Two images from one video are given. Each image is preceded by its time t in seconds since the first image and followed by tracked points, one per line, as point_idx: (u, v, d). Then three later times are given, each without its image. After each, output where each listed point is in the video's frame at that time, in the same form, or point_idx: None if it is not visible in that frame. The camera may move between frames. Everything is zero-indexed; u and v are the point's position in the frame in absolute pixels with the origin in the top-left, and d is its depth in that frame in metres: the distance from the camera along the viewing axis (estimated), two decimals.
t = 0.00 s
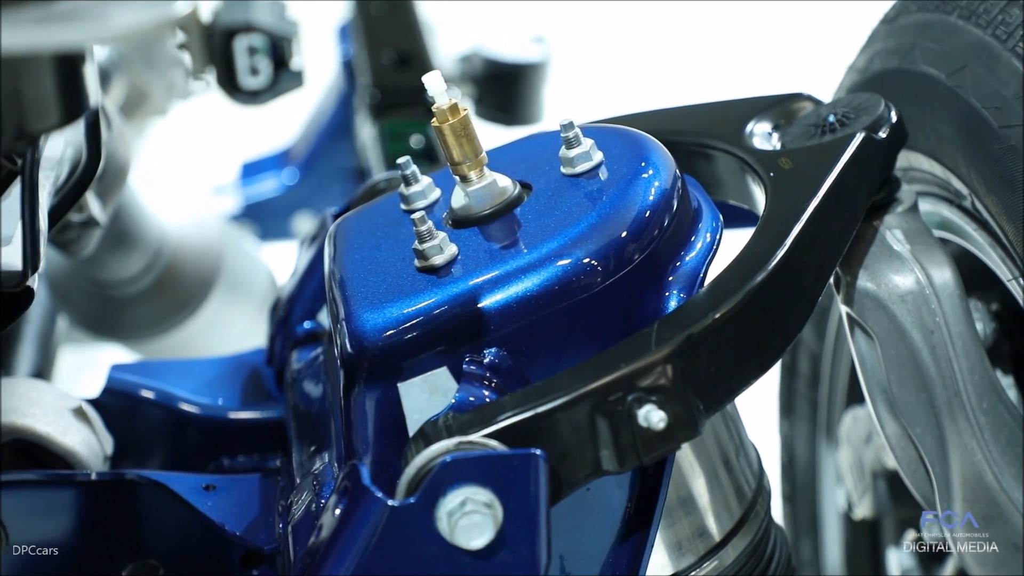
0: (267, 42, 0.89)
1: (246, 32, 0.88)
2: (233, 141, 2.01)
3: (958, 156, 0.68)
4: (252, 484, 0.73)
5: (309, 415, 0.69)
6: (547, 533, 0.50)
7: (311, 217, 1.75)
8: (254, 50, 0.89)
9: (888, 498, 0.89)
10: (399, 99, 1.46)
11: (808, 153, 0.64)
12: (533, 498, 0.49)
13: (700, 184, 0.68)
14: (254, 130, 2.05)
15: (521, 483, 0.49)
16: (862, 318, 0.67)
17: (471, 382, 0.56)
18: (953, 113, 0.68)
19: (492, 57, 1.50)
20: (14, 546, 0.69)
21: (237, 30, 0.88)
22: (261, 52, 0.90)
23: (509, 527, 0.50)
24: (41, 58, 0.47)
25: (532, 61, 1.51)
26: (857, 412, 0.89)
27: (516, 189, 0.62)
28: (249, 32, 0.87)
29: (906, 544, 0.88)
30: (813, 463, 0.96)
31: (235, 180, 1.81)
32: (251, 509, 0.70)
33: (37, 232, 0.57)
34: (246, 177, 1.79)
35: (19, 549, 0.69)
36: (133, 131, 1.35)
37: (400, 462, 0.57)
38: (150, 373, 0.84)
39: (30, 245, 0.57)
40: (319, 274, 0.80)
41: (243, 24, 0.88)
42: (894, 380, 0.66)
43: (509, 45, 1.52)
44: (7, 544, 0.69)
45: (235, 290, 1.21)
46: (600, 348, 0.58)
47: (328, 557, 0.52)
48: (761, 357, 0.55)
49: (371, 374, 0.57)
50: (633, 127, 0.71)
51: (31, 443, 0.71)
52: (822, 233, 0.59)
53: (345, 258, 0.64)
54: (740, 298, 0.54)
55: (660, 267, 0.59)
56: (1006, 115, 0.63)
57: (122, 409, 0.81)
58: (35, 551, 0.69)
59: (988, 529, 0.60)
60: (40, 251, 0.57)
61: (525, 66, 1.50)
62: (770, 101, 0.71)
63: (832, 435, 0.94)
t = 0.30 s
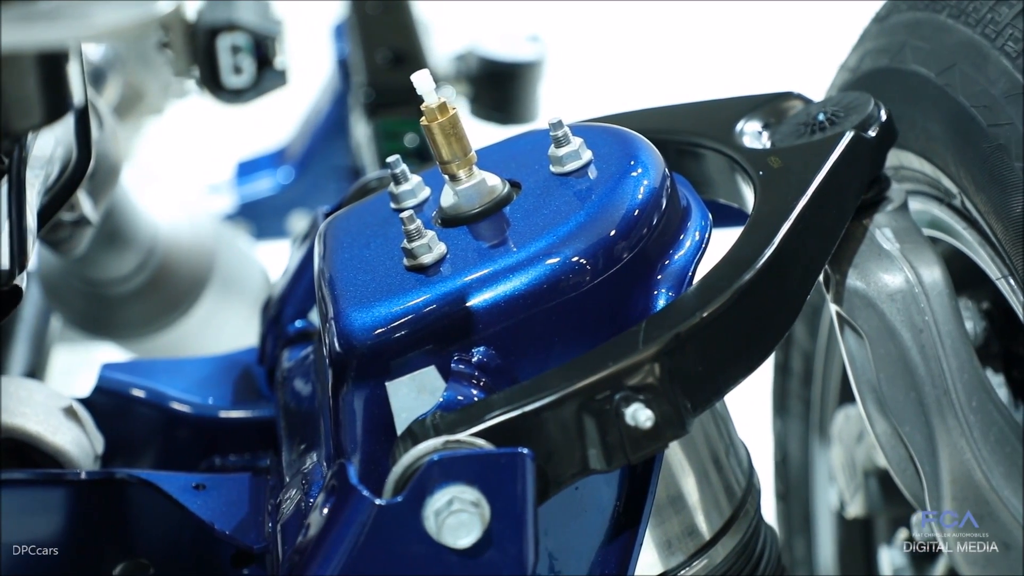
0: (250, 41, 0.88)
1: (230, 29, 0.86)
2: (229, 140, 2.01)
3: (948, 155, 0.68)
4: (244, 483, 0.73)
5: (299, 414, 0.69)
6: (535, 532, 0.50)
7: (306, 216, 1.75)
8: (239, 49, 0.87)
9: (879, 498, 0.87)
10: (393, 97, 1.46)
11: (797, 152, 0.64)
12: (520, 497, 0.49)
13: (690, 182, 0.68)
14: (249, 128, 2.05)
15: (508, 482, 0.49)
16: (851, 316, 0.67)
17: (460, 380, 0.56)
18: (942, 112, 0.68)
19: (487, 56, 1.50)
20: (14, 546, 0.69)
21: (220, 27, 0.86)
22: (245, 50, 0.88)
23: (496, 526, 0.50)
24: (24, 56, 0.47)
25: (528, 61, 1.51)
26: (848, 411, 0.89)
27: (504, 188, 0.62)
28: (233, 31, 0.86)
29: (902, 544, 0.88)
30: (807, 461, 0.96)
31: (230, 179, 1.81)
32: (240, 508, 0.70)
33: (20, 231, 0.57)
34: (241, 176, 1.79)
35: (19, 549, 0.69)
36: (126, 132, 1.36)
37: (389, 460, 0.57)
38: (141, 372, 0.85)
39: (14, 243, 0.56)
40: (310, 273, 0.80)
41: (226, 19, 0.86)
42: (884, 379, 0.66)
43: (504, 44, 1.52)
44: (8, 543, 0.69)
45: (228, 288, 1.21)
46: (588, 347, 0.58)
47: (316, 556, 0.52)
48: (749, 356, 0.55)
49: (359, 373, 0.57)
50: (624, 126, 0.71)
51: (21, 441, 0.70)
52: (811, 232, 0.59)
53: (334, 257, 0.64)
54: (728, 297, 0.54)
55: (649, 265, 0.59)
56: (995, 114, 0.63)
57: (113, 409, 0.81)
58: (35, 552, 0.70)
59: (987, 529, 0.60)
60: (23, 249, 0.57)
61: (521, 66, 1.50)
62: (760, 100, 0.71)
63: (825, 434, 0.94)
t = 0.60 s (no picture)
0: (244, 41, 0.88)
1: (223, 30, 0.86)
2: (227, 141, 2.01)
3: (944, 156, 0.68)
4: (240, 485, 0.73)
5: (295, 414, 0.69)
6: (530, 533, 0.50)
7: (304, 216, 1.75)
8: (233, 50, 0.87)
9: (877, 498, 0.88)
10: (391, 97, 1.46)
11: (794, 153, 0.64)
12: (516, 498, 0.49)
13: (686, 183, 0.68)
14: (247, 129, 2.05)
15: (503, 483, 0.49)
16: (848, 316, 0.67)
17: (456, 381, 0.55)
18: (938, 112, 0.68)
19: (486, 56, 1.50)
20: (14, 546, 0.70)
21: (213, 28, 0.86)
22: (239, 51, 0.88)
23: (492, 527, 0.50)
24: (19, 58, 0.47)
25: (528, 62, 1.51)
26: (846, 411, 0.89)
27: (501, 189, 0.62)
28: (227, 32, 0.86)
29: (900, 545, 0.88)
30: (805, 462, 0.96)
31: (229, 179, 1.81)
32: (236, 510, 0.70)
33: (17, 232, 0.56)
34: (239, 176, 1.78)
35: (19, 549, 0.70)
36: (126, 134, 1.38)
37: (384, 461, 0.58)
38: (138, 373, 0.85)
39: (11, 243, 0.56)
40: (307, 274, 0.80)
41: (219, 20, 0.86)
42: (880, 379, 0.66)
43: (503, 44, 1.52)
44: (8, 543, 0.70)
45: (225, 288, 1.21)
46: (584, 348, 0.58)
47: (312, 557, 0.52)
48: (745, 357, 0.55)
49: (355, 374, 0.57)
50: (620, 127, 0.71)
51: (18, 442, 0.71)
52: (807, 232, 0.59)
53: (330, 257, 0.64)
54: (723, 297, 0.54)
55: (645, 266, 0.59)
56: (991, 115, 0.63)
57: (111, 411, 0.81)
58: (35, 552, 0.70)
59: (987, 529, 0.60)
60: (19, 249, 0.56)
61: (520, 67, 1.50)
62: (757, 101, 0.71)
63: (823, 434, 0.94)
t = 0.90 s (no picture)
0: (224, 42, 0.89)
1: (204, 29, 0.87)
2: (220, 141, 2.01)
3: (931, 155, 0.68)
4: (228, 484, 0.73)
5: (282, 413, 0.69)
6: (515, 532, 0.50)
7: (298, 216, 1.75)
8: (213, 48, 0.88)
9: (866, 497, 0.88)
10: (385, 97, 1.46)
11: (781, 153, 0.64)
12: (500, 498, 0.49)
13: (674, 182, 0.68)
14: (241, 127, 2.05)
15: (488, 483, 0.49)
16: (835, 316, 0.67)
17: (442, 380, 0.55)
18: (926, 112, 0.68)
19: (480, 55, 1.50)
20: (14, 546, 0.70)
21: (194, 27, 0.86)
22: (219, 50, 0.89)
23: (476, 526, 0.50)
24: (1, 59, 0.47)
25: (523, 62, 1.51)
26: (835, 410, 0.89)
27: (487, 188, 0.62)
28: (208, 31, 0.86)
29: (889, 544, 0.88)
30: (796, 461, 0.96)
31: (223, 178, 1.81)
32: (223, 509, 0.69)
33: None
34: (234, 176, 1.78)
35: (19, 549, 0.70)
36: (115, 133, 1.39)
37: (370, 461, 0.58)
38: (127, 372, 0.85)
39: None
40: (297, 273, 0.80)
41: (199, 19, 0.86)
42: (868, 379, 0.66)
43: (497, 44, 1.53)
44: (8, 543, 0.70)
45: (217, 288, 1.21)
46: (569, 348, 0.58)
47: (296, 556, 0.52)
48: (730, 356, 0.55)
49: (341, 374, 0.57)
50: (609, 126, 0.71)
51: (6, 441, 0.71)
52: (792, 232, 0.59)
53: (317, 257, 0.64)
54: (709, 297, 0.54)
55: (631, 265, 0.59)
56: (978, 114, 0.63)
57: (98, 409, 0.82)
58: (35, 552, 0.70)
59: (986, 529, 0.59)
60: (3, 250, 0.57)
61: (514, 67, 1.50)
62: (745, 100, 0.71)
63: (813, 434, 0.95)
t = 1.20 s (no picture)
0: (212, 41, 0.90)
1: (193, 29, 0.88)
2: (218, 140, 2.01)
3: (924, 155, 0.68)
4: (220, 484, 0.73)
5: (275, 413, 0.69)
6: (505, 532, 0.50)
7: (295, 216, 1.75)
8: (201, 48, 0.90)
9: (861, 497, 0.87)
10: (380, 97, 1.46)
11: (773, 153, 0.64)
12: (491, 498, 0.49)
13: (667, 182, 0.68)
14: (238, 126, 2.05)
15: (478, 483, 0.49)
16: (828, 316, 0.67)
17: (434, 380, 0.55)
18: (918, 112, 0.69)
19: (477, 55, 1.50)
20: (14, 546, 0.70)
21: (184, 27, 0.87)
22: (206, 49, 0.90)
23: (467, 526, 0.50)
24: None
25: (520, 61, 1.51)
26: (829, 410, 0.89)
27: (480, 189, 0.62)
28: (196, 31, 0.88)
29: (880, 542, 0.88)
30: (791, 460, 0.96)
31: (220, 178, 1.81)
32: (216, 509, 0.70)
33: None
34: (231, 175, 1.78)
35: (19, 549, 0.70)
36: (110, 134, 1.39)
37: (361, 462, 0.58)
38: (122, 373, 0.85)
39: None
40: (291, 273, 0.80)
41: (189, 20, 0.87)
42: (860, 378, 0.66)
43: (493, 44, 1.53)
44: (8, 544, 0.69)
45: (213, 288, 1.21)
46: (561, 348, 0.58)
47: (287, 557, 0.52)
48: (721, 356, 0.55)
49: (333, 374, 0.57)
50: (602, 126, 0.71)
51: None
52: (784, 232, 0.59)
53: (310, 257, 0.64)
54: (700, 297, 0.54)
55: (623, 265, 0.59)
56: (969, 114, 0.63)
57: (91, 408, 0.82)
58: (35, 552, 0.70)
59: (987, 529, 0.59)
60: None
61: (510, 67, 1.50)
62: (738, 100, 0.71)
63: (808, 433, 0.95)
